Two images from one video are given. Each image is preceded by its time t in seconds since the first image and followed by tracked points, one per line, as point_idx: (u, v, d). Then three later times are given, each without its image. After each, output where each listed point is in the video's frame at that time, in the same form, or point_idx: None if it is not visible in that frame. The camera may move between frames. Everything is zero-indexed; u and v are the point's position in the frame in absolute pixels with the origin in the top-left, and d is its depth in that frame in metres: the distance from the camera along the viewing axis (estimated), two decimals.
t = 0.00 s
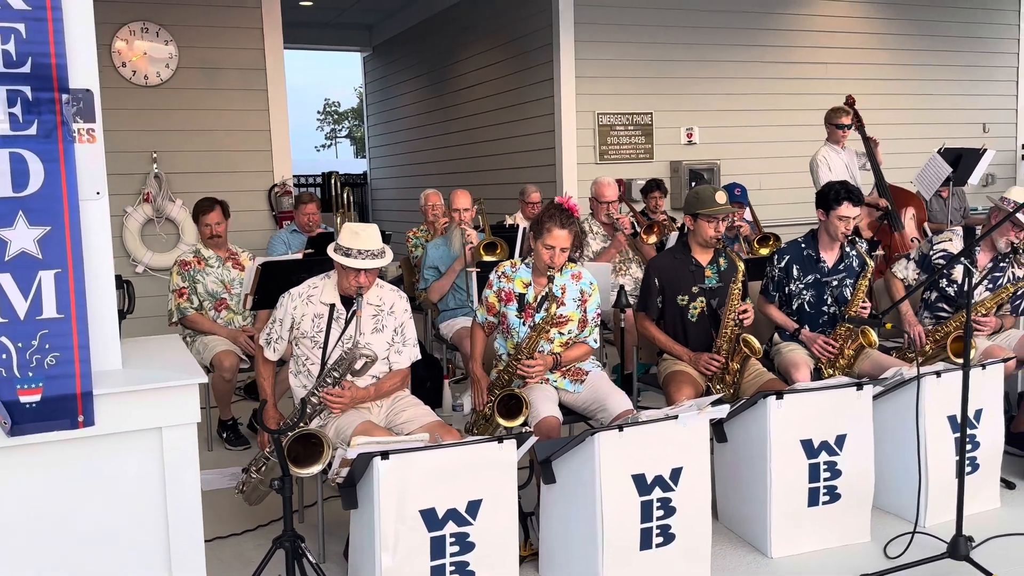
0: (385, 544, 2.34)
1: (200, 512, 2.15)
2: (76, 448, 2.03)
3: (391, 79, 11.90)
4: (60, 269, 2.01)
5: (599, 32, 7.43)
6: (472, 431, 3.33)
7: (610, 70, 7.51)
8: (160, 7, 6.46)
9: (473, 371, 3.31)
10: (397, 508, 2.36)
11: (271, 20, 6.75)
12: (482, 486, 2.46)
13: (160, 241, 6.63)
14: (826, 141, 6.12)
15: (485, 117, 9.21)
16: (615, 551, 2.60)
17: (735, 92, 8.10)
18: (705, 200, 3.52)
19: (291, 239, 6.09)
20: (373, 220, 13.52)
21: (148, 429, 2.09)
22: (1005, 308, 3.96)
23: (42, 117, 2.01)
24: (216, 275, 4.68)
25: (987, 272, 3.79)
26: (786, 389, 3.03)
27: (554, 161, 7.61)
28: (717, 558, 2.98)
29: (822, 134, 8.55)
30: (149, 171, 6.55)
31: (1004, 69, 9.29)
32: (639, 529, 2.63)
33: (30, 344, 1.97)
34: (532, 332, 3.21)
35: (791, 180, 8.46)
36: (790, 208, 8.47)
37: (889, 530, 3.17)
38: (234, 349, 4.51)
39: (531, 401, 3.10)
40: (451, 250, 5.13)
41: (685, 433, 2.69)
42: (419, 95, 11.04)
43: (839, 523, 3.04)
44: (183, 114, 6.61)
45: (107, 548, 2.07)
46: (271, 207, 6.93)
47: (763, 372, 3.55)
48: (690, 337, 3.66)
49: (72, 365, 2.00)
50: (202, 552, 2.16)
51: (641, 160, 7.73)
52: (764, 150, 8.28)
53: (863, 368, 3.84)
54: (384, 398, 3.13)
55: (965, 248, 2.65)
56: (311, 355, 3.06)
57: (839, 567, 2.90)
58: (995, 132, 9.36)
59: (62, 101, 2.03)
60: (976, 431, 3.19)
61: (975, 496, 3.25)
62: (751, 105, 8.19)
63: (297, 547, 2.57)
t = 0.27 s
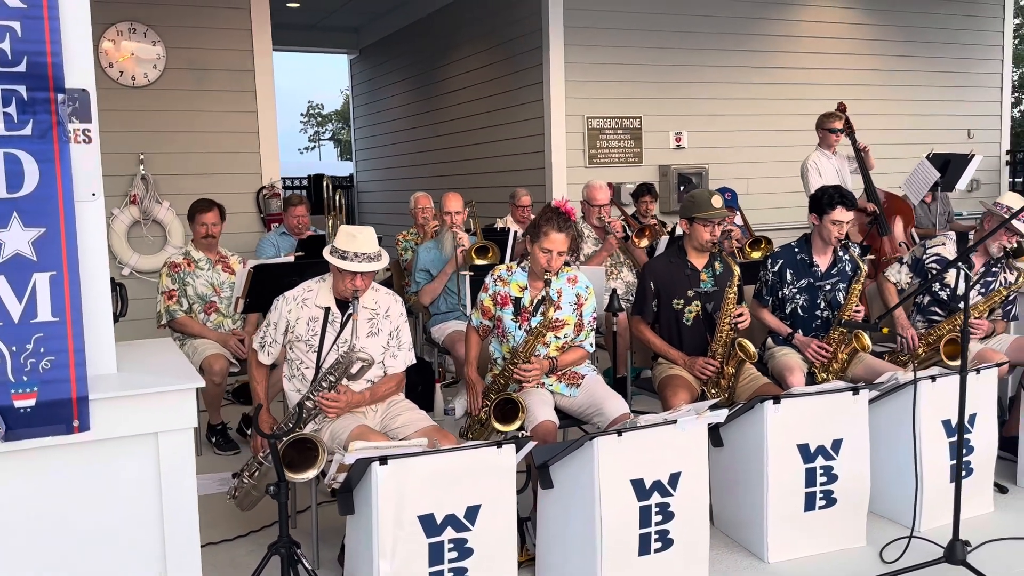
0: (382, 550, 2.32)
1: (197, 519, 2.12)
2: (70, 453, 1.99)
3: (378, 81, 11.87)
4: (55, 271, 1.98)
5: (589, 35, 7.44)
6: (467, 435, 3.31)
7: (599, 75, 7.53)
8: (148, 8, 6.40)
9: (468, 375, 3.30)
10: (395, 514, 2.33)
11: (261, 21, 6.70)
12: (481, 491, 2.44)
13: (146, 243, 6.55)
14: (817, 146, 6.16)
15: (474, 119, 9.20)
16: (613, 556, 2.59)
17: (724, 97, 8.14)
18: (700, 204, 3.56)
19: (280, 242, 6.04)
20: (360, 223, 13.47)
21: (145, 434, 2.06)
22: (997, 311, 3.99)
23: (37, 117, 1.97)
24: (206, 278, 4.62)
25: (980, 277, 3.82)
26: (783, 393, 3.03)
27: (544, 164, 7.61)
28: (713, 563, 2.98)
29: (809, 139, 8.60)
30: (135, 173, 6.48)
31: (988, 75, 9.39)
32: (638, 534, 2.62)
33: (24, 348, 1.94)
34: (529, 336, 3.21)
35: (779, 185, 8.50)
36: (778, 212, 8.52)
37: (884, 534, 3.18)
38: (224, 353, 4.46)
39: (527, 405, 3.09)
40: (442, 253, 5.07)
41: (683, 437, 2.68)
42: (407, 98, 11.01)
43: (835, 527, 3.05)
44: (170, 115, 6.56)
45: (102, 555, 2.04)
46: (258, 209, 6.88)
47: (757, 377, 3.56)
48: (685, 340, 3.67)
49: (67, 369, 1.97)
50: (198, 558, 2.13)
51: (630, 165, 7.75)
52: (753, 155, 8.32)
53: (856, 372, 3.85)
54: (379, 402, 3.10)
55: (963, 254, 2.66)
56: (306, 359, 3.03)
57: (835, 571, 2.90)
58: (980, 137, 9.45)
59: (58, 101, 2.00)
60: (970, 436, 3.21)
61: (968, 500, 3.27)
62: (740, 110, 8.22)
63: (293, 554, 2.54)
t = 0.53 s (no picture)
0: (377, 553, 2.30)
1: (190, 522, 2.09)
2: (61, 456, 1.97)
3: (362, 81, 11.81)
4: (46, 272, 1.95)
5: (575, 37, 7.44)
6: (458, 437, 3.30)
7: (586, 76, 7.53)
8: (132, 6, 6.33)
9: (460, 376, 3.28)
10: (390, 516, 2.31)
11: (246, 20, 6.65)
12: (476, 494, 2.43)
13: (130, 243, 6.49)
14: (805, 147, 6.19)
15: (459, 120, 9.17)
16: (608, 557, 2.59)
17: (709, 99, 8.17)
18: (692, 205, 3.56)
19: (266, 242, 5.96)
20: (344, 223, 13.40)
21: (137, 437, 2.03)
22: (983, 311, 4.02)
23: (27, 115, 1.94)
24: (192, 279, 4.58)
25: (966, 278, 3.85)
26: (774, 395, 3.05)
27: (530, 165, 7.60)
28: (706, 564, 2.99)
29: (794, 141, 8.65)
30: (119, 172, 6.40)
31: (970, 78, 9.48)
32: (632, 535, 2.62)
33: (15, 350, 1.91)
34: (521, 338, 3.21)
35: (764, 186, 8.54)
36: (763, 214, 8.56)
37: (874, 535, 3.20)
38: (211, 354, 4.41)
39: (520, 407, 3.08)
40: (431, 254, 5.04)
41: (677, 438, 2.68)
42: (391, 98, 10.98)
43: (826, 527, 3.06)
44: (155, 114, 6.49)
45: (92, 558, 2.01)
46: (244, 209, 6.82)
47: (748, 378, 3.57)
48: (676, 341, 3.68)
49: (59, 372, 1.94)
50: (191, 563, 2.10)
51: (616, 166, 7.77)
52: (738, 157, 8.36)
53: (845, 373, 3.88)
54: (371, 404, 3.08)
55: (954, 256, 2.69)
56: (297, 360, 3.00)
57: (828, 572, 2.91)
58: (961, 140, 9.55)
59: (49, 99, 1.97)
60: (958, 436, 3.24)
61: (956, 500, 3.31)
62: (726, 112, 8.25)
63: (285, 557, 2.51)
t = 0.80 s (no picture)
0: (375, 550, 2.31)
1: (189, 519, 2.09)
2: (60, 453, 1.96)
3: (347, 79, 11.78)
4: (45, 268, 1.94)
5: (562, 36, 7.47)
6: (452, 434, 3.31)
7: (573, 75, 7.56)
8: (117, 2, 6.28)
9: (453, 374, 3.30)
10: (388, 513, 2.32)
11: (233, 17, 6.61)
12: (473, 490, 2.44)
13: (116, 242, 6.42)
14: (794, 146, 6.25)
15: (446, 119, 9.16)
16: (603, 553, 2.61)
17: (695, 99, 8.22)
18: (683, 203, 3.59)
19: (254, 240, 5.93)
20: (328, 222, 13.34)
21: (136, 434, 2.03)
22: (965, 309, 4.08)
23: (25, 111, 1.93)
24: (180, 277, 4.56)
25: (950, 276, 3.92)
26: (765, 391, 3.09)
27: (518, 164, 7.61)
28: (698, 559, 3.02)
29: (779, 141, 8.71)
30: (105, 170, 6.35)
31: (951, 79, 9.59)
32: (627, 531, 2.65)
33: (14, 347, 1.91)
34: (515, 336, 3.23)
35: (749, 186, 8.60)
36: (749, 213, 8.62)
37: (863, 530, 3.24)
38: (200, 352, 4.40)
39: (514, 404, 3.09)
40: (421, 252, 5.03)
41: (671, 435, 2.71)
42: (376, 96, 10.96)
43: (817, 522, 3.10)
44: (140, 112, 6.44)
45: (89, 555, 2.01)
46: (230, 207, 6.79)
47: (738, 375, 3.61)
48: (667, 339, 3.71)
49: (58, 368, 1.93)
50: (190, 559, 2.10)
51: (603, 165, 7.79)
52: (724, 156, 8.41)
53: (833, 370, 3.92)
54: (365, 402, 3.09)
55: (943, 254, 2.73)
56: (291, 358, 3.00)
57: (818, 566, 2.95)
58: (942, 140, 9.66)
59: (47, 95, 1.96)
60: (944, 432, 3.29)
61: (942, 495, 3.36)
62: (712, 112, 8.30)
63: (282, 554, 2.51)
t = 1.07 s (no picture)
0: (374, 541, 2.34)
1: (192, 512, 2.11)
2: (64, 446, 1.98)
3: (334, 75, 11.76)
4: (49, 263, 1.96)
5: (551, 33, 7.51)
6: (446, 428, 3.35)
7: (561, 72, 7.60)
8: None
9: (447, 368, 3.34)
10: (388, 504, 2.35)
11: (222, 12, 6.60)
12: (470, 482, 2.48)
13: (107, 238, 6.40)
14: (781, 143, 6.34)
15: (433, 115, 9.18)
16: (598, 544, 2.66)
17: (683, 97, 8.28)
18: (675, 200, 3.64)
19: (243, 236, 5.95)
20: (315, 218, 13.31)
21: (139, 427, 2.05)
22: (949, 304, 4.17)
23: (29, 107, 1.95)
24: (168, 273, 4.54)
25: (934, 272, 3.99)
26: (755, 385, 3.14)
27: (506, 160, 7.65)
28: (690, 550, 3.07)
29: (765, 138, 8.79)
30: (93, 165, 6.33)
31: (934, 78, 9.71)
32: (621, 522, 2.69)
33: (19, 341, 1.93)
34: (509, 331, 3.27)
35: (736, 183, 8.67)
36: (735, 209, 8.69)
37: (850, 521, 3.31)
38: (193, 347, 4.41)
39: (509, 398, 3.13)
40: (413, 250, 5.03)
41: (664, 427, 2.76)
42: (363, 92, 10.95)
43: (805, 513, 3.16)
44: (129, 107, 6.42)
45: (93, 547, 2.03)
46: (219, 203, 6.78)
47: (728, 369, 3.67)
48: (658, 334, 3.76)
49: (63, 362, 1.96)
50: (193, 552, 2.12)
51: (590, 162, 7.83)
52: (711, 153, 8.47)
53: (820, 364, 4.00)
54: (361, 396, 3.11)
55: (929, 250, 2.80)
56: (288, 354, 3.02)
57: (807, 557, 3.01)
58: (925, 138, 9.78)
59: (50, 92, 1.98)
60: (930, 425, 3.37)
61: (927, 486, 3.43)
62: (699, 109, 8.37)
63: (281, 546, 2.54)
